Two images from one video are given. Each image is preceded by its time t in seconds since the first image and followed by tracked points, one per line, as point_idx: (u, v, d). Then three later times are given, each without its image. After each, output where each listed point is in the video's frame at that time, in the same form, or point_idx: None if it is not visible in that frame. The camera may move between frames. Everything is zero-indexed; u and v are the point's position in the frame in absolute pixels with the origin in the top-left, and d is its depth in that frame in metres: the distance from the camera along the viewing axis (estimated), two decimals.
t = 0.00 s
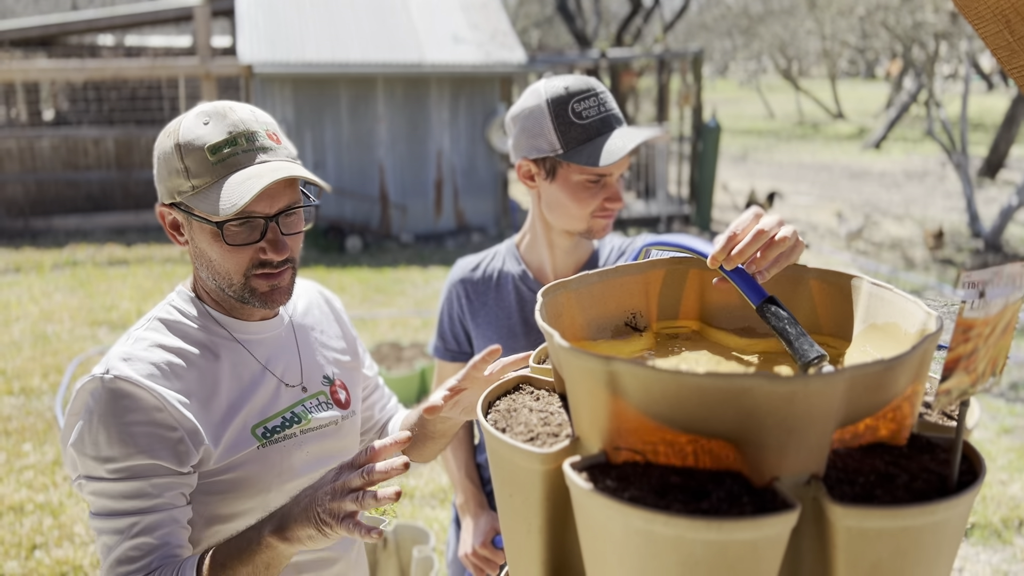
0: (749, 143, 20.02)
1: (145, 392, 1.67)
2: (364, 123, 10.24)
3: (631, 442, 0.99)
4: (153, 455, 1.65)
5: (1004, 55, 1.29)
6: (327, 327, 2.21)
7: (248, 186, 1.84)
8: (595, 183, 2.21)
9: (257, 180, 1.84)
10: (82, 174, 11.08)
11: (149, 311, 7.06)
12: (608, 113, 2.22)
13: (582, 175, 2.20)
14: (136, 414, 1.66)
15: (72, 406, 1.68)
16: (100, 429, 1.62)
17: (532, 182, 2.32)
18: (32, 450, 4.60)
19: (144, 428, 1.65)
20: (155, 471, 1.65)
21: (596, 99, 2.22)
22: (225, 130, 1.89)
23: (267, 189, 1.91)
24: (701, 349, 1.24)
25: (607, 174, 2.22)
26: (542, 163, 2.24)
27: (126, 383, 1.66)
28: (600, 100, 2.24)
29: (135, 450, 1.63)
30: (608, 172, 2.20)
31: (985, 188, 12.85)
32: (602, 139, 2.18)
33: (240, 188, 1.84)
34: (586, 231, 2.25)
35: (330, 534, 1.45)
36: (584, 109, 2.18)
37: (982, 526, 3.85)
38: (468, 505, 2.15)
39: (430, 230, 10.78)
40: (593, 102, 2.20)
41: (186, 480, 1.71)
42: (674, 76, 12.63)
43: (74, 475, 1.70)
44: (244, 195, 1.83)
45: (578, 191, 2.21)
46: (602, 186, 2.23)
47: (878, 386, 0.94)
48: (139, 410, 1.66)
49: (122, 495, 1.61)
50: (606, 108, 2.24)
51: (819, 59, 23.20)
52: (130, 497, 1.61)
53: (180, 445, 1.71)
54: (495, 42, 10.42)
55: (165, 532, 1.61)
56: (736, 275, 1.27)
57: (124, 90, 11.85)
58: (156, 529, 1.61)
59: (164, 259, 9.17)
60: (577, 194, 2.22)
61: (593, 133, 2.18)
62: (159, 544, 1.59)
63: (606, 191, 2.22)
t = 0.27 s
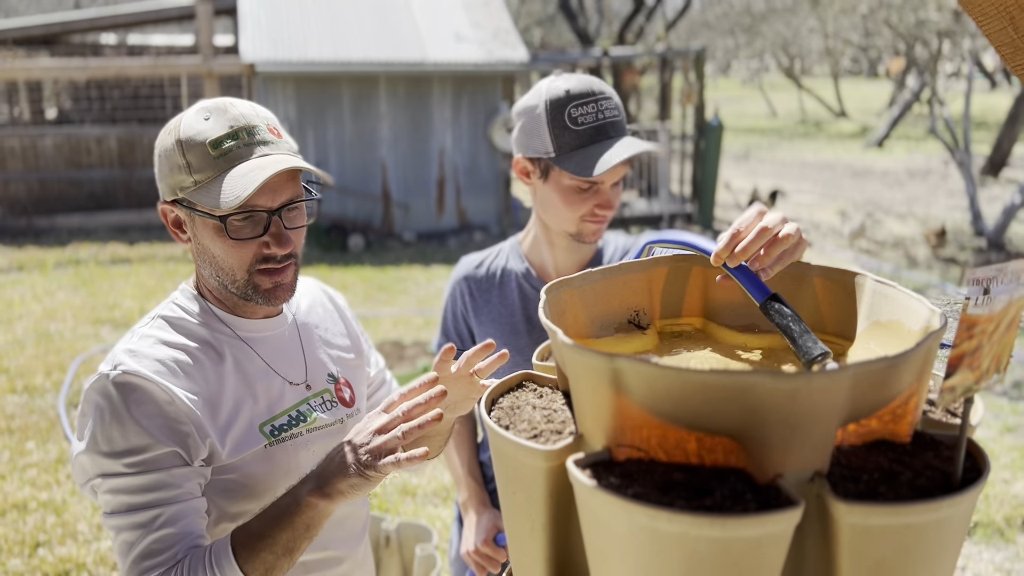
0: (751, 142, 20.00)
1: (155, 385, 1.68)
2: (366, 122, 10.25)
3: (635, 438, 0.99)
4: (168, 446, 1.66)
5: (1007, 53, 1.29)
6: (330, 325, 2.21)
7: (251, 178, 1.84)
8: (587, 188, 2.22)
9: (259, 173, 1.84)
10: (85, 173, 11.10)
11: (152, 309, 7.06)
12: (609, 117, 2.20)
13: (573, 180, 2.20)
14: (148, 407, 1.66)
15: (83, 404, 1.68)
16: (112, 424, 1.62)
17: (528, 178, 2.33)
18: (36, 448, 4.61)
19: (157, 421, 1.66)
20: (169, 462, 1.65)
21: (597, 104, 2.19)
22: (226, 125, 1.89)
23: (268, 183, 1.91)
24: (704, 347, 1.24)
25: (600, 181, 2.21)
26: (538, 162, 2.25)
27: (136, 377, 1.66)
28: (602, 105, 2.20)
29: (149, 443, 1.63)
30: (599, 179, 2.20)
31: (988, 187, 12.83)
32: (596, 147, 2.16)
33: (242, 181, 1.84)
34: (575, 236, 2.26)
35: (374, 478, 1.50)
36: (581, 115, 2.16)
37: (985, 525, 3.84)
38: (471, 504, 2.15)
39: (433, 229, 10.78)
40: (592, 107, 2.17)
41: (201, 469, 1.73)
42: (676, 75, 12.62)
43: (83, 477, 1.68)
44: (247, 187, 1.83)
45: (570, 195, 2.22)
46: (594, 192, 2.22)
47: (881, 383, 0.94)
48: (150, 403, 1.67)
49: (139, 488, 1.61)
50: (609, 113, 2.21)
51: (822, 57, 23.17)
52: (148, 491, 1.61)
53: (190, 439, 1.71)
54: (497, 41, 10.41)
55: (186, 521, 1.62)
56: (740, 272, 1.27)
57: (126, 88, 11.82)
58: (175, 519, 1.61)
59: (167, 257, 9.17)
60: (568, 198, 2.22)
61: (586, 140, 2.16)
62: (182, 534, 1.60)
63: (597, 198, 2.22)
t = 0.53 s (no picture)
0: (754, 140, 19.98)
1: (161, 382, 1.68)
2: (368, 120, 10.25)
3: (638, 435, 0.99)
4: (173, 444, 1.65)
5: (1013, 50, 1.29)
6: (333, 322, 2.21)
7: (255, 172, 1.84)
8: (563, 191, 2.19)
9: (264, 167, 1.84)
10: (87, 171, 11.12)
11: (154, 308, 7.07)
12: (591, 123, 2.08)
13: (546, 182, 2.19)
14: (156, 404, 1.66)
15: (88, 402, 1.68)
16: (118, 422, 1.61)
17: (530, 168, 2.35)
18: (38, 446, 4.62)
19: (164, 418, 1.66)
20: (176, 459, 1.65)
21: (582, 107, 2.08)
22: (230, 121, 1.89)
23: (272, 177, 1.91)
24: (708, 345, 1.24)
25: (574, 186, 2.17)
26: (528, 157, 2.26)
27: (142, 374, 1.66)
28: (589, 109, 2.09)
29: (156, 439, 1.63)
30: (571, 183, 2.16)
31: (991, 185, 12.81)
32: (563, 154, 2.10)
33: (247, 175, 1.83)
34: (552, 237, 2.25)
35: (388, 466, 1.51)
36: (556, 119, 2.10)
37: (988, 523, 3.84)
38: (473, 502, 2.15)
39: (435, 227, 10.79)
40: (572, 111, 2.09)
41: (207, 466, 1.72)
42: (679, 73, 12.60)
43: (90, 474, 1.68)
44: (251, 181, 1.82)
45: (545, 195, 2.22)
46: (570, 196, 2.19)
47: (886, 380, 0.94)
48: (157, 400, 1.67)
49: (145, 486, 1.61)
50: (595, 118, 2.08)
51: (825, 55, 23.15)
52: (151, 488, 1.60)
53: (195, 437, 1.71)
54: (500, 39, 10.41)
55: (194, 518, 1.62)
56: (744, 272, 1.26)
57: (129, 87, 11.81)
58: (182, 515, 1.61)
59: (169, 256, 9.18)
60: (544, 198, 2.22)
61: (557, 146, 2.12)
62: (189, 531, 1.60)
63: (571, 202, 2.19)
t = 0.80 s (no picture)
0: (756, 138, 19.96)
1: (161, 381, 1.68)
2: (370, 118, 10.25)
3: (640, 433, 0.98)
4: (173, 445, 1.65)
5: (1017, 46, 1.28)
6: (338, 320, 2.21)
7: (257, 165, 1.84)
8: (542, 179, 2.21)
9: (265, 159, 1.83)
10: (89, 170, 11.12)
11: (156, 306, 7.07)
12: (567, 111, 2.07)
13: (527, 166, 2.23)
14: (157, 404, 1.66)
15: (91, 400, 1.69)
16: (120, 422, 1.62)
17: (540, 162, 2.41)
18: (40, 445, 4.62)
19: (164, 417, 1.66)
20: (176, 458, 1.65)
21: (560, 96, 2.09)
22: (232, 115, 1.90)
23: (275, 171, 1.91)
24: (711, 343, 1.23)
25: (548, 173, 2.19)
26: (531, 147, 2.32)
27: (143, 374, 1.66)
28: (567, 99, 2.08)
29: (157, 439, 1.63)
30: (545, 169, 2.18)
31: (994, 183, 12.78)
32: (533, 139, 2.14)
33: (248, 168, 1.83)
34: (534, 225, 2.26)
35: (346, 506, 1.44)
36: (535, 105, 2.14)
37: (990, 522, 3.83)
38: (475, 499, 2.15)
39: (437, 226, 10.78)
40: (549, 98, 2.11)
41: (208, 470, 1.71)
42: (681, 71, 12.59)
43: (94, 472, 1.69)
44: (251, 175, 1.82)
45: (528, 181, 2.25)
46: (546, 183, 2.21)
47: (890, 377, 0.93)
48: (158, 400, 1.67)
49: (146, 485, 1.61)
50: (573, 107, 2.07)
51: (827, 53, 23.11)
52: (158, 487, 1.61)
53: (197, 437, 1.71)
54: (502, 37, 10.40)
55: (194, 518, 1.61)
56: (747, 270, 1.25)
57: (131, 85, 11.78)
58: (185, 514, 1.61)
59: (171, 254, 9.18)
60: (528, 184, 2.26)
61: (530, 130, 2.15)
62: (188, 531, 1.59)
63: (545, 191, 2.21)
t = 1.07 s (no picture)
0: (758, 137, 19.94)
1: (162, 381, 1.67)
2: (372, 117, 10.24)
3: (643, 433, 0.98)
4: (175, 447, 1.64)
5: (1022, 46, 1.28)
6: (338, 319, 2.20)
7: (276, 160, 1.85)
8: (542, 176, 2.21)
9: (285, 153, 1.86)
10: (91, 168, 11.14)
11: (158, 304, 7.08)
12: (567, 108, 2.06)
13: (528, 163, 2.22)
14: (158, 405, 1.66)
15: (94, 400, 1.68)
16: (122, 422, 1.62)
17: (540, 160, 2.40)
18: (42, 443, 4.63)
19: (165, 418, 1.66)
20: (176, 460, 1.64)
21: (560, 93, 2.09)
22: (241, 112, 1.89)
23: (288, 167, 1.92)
24: (712, 341, 1.22)
25: (549, 170, 2.18)
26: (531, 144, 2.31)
27: (145, 375, 1.66)
28: (566, 96, 2.08)
29: (157, 440, 1.63)
30: (545, 166, 2.17)
31: (996, 182, 12.76)
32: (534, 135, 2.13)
33: (266, 164, 1.84)
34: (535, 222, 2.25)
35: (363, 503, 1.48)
36: (535, 102, 2.13)
37: (992, 521, 3.82)
38: (475, 497, 2.15)
39: (438, 224, 10.78)
40: (548, 96, 2.10)
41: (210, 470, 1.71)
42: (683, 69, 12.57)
43: (95, 471, 1.68)
44: (272, 168, 1.83)
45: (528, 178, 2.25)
46: (546, 181, 2.20)
47: (893, 376, 0.93)
48: (159, 400, 1.67)
49: (147, 486, 1.60)
50: (573, 105, 2.07)
51: (830, 52, 23.08)
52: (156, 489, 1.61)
53: (199, 438, 1.70)
54: (503, 35, 10.39)
55: (195, 520, 1.61)
56: (750, 269, 1.25)
57: (133, 84, 11.78)
58: (186, 516, 1.61)
59: (173, 253, 9.18)
60: (529, 182, 2.25)
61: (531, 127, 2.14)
62: (188, 533, 1.59)
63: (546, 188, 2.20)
